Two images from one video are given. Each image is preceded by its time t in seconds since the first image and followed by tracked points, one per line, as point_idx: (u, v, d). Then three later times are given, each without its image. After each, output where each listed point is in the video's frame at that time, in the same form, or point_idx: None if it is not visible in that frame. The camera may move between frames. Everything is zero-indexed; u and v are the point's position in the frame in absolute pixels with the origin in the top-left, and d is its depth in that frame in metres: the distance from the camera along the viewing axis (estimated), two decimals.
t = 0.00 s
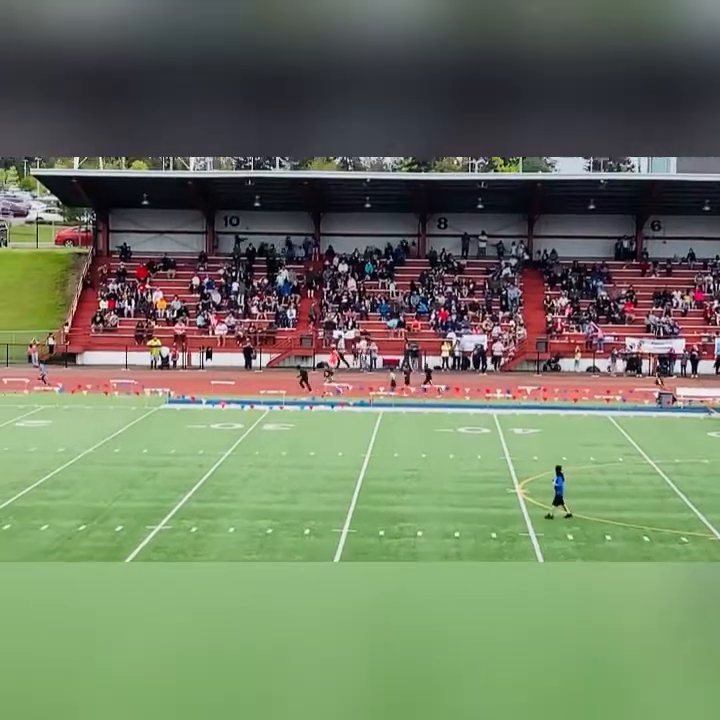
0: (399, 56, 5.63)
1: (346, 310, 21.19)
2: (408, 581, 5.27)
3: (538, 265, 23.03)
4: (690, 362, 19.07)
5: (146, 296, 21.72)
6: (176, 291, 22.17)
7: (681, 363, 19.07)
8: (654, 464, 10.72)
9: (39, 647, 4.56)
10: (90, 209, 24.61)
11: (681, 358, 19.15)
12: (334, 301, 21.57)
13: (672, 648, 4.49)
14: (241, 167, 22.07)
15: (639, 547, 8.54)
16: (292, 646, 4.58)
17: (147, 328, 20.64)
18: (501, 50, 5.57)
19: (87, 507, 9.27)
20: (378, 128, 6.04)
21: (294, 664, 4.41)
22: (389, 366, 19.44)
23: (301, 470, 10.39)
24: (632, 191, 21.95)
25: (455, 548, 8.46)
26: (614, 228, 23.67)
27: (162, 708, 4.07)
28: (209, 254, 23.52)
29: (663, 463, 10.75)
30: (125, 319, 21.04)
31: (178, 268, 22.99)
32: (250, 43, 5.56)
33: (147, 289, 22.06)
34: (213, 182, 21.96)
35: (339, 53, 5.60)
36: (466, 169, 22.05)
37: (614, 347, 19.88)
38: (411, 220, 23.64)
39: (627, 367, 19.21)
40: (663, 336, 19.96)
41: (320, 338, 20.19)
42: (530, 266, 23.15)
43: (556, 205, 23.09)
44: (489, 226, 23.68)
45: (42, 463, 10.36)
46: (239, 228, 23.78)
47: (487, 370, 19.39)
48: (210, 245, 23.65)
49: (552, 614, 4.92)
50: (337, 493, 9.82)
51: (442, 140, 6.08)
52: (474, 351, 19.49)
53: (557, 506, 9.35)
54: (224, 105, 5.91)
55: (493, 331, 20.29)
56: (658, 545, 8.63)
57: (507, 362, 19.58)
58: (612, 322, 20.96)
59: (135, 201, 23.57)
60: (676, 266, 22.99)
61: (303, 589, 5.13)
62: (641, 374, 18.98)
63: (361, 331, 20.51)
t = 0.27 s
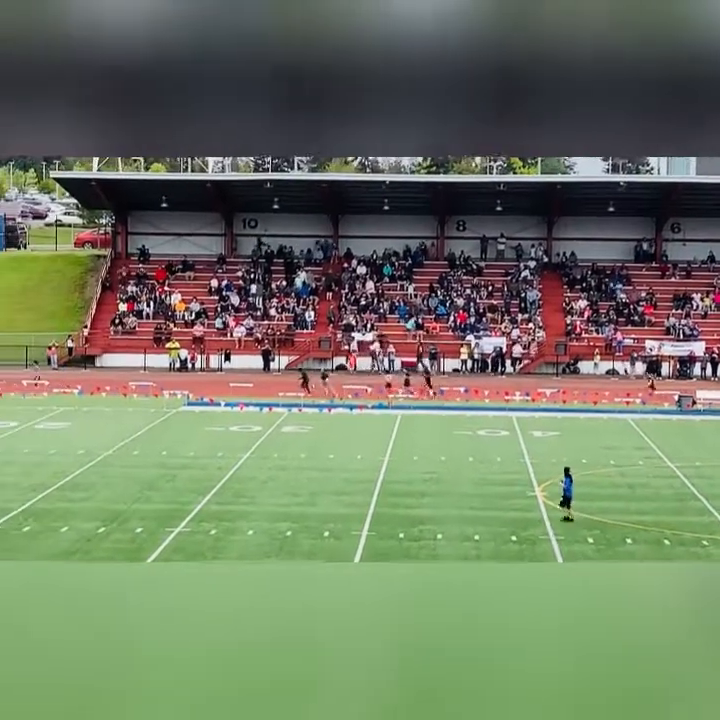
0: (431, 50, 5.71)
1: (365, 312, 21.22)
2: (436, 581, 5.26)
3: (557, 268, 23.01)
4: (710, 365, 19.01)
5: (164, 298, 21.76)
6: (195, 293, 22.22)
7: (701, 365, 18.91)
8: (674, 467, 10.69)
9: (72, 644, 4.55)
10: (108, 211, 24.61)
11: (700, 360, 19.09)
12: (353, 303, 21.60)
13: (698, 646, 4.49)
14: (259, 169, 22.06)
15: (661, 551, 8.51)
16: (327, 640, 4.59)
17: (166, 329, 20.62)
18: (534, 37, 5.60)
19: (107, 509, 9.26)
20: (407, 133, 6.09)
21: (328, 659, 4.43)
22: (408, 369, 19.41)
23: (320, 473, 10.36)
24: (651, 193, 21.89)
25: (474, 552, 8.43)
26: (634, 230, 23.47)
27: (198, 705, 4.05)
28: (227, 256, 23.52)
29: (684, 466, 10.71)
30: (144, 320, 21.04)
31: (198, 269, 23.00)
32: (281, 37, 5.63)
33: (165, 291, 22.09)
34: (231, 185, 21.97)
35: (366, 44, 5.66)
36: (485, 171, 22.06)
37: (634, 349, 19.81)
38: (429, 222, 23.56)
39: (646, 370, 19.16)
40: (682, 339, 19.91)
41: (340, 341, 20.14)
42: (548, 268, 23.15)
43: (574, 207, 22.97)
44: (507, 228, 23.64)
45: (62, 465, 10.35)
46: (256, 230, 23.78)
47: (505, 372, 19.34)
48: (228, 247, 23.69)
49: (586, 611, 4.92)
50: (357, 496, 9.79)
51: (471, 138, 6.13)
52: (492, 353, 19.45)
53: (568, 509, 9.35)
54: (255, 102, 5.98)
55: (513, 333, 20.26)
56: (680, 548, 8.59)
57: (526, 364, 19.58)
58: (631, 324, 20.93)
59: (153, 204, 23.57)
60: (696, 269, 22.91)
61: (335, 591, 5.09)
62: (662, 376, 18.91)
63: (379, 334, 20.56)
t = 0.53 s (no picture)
0: (456, 55, 5.69)
1: (383, 315, 21.33)
2: (461, 583, 5.24)
3: (576, 269, 22.91)
4: None
5: (183, 300, 21.86)
6: (213, 295, 22.30)
7: None
8: (693, 470, 10.65)
9: (96, 645, 4.54)
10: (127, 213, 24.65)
11: None
12: (371, 305, 21.72)
13: None
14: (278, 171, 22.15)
15: (680, 553, 8.48)
16: (355, 643, 4.57)
17: (184, 331, 20.67)
18: (560, 37, 5.58)
19: (125, 511, 9.26)
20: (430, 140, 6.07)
21: (355, 661, 4.42)
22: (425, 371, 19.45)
23: (339, 475, 10.34)
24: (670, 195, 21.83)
25: (493, 553, 8.42)
26: (653, 231, 23.28)
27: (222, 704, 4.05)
28: (246, 258, 23.52)
29: (703, 468, 10.67)
30: (162, 323, 21.10)
31: (217, 271, 23.01)
32: (305, 40, 5.61)
33: (184, 294, 22.24)
34: (249, 187, 21.99)
35: (391, 46, 5.63)
36: (504, 171, 22.08)
37: (652, 351, 19.77)
38: (446, 224, 23.47)
39: (665, 371, 19.12)
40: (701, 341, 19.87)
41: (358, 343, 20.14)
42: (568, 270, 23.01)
43: (593, 209, 22.86)
44: (526, 230, 23.54)
45: (80, 467, 10.36)
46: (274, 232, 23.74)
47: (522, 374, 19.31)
48: (247, 249, 23.70)
49: (612, 614, 4.89)
50: (375, 498, 9.78)
51: (498, 145, 6.12)
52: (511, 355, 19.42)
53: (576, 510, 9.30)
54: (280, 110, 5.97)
55: (531, 335, 20.26)
56: (699, 550, 8.56)
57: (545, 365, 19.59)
58: (650, 326, 20.98)
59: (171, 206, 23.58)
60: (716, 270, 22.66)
61: (361, 592, 5.07)
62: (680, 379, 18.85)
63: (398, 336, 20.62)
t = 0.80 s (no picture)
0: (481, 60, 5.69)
1: (402, 317, 21.34)
2: (486, 582, 5.24)
3: (595, 271, 22.86)
4: None
5: (202, 302, 21.90)
6: (233, 297, 22.34)
7: None
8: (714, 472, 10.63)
9: (121, 644, 4.55)
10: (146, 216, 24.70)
11: None
12: (391, 306, 21.74)
13: None
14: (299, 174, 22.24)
15: (700, 554, 8.48)
16: (381, 641, 4.57)
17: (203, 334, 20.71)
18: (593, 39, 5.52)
19: (145, 513, 9.26)
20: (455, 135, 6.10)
21: (382, 660, 4.42)
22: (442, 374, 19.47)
23: (359, 477, 10.36)
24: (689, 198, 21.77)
25: (513, 554, 8.43)
26: (672, 234, 23.34)
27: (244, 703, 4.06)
28: (265, 260, 23.54)
29: None
30: (182, 325, 21.14)
31: (235, 273, 23.03)
32: (330, 44, 5.61)
33: (203, 296, 22.29)
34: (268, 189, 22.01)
35: (416, 50, 5.63)
36: (523, 172, 22.11)
37: (671, 354, 19.74)
38: (465, 226, 23.45)
39: (684, 374, 19.08)
40: None
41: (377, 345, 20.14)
42: (587, 273, 22.95)
43: (613, 210, 22.80)
44: (545, 232, 23.48)
45: (100, 469, 10.37)
46: (293, 234, 23.78)
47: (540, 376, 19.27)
48: (265, 252, 23.67)
49: (639, 611, 4.88)
50: (395, 500, 9.78)
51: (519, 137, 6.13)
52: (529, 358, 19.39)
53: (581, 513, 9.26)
54: (304, 111, 5.97)
55: (550, 337, 20.24)
56: None
57: (563, 367, 19.59)
58: (670, 329, 20.92)
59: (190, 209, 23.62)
60: None
61: (387, 590, 5.08)
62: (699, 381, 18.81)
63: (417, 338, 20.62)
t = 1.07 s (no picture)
0: (508, 68, 5.65)
1: (425, 317, 21.33)
2: (510, 581, 5.23)
3: (618, 272, 22.83)
4: None
5: (225, 303, 21.94)
6: (255, 298, 22.37)
7: None
8: None
9: (146, 644, 4.56)
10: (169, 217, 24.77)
11: None
12: (414, 307, 21.75)
13: None
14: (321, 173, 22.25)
15: None
16: (406, 645, 4.55)
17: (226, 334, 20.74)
18: (630, 40, 5.44)
19: (168, 512, 9.29)
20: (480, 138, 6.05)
21: (409, 663, 4.40)
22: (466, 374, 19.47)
23: (382, 477, 10.37)
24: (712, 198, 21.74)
25: (536, 554, 8.44)
26: (696, 235, 23.35)
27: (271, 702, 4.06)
28: (287, 261, 23.57)
29: None
30: (205, 325, 21.18)
31: (258, 274, 23.07)
32: (355, 52, 5.58)
33: (225, 297, 22.33)
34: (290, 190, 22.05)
35: (444, 56, 5.59)
36: (547, 172, 22.09)
37: (694, 354, 19.70)
38: (488, 227, 23.45)
39: (707, 374, 19.03)
40: None
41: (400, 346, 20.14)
42: (609, 274, 22.91)
43: (637, 210, 22.78)
44: (568, 233, 23.47)
45: (124, 469, 10.40)
46: (315, 235, 23.81)
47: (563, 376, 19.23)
48: (288, 252, 23.71)
49: (665, 613, 4.87)
50: (419, 499, 9.79)
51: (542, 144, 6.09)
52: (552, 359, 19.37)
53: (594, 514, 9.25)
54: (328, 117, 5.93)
55: (572, 337, 20.21)
56: None
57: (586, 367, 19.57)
58: (693, 329, 20.84)
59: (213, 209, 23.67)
60: None
61: (412, 592, 5.09)
62: None
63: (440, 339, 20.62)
